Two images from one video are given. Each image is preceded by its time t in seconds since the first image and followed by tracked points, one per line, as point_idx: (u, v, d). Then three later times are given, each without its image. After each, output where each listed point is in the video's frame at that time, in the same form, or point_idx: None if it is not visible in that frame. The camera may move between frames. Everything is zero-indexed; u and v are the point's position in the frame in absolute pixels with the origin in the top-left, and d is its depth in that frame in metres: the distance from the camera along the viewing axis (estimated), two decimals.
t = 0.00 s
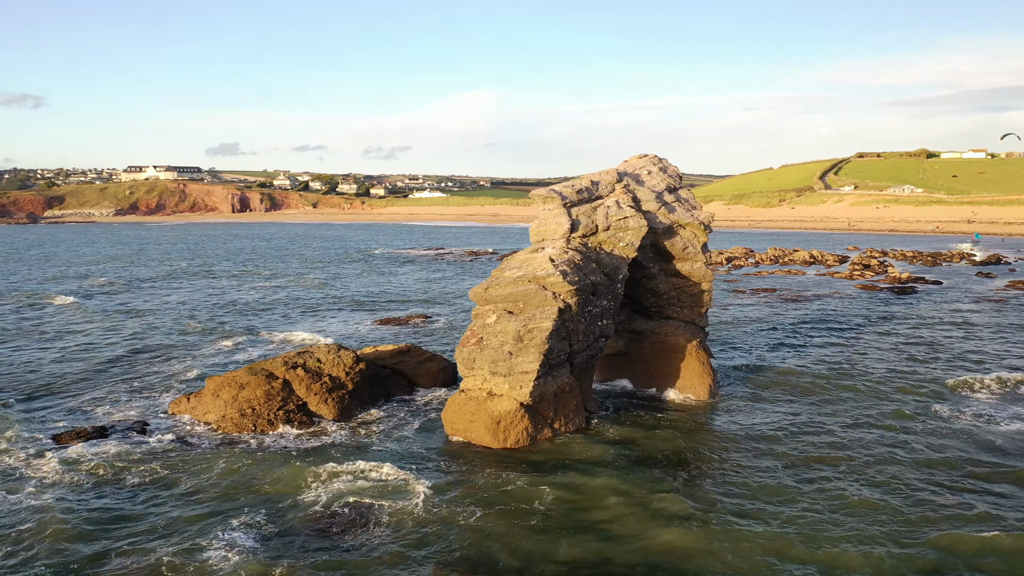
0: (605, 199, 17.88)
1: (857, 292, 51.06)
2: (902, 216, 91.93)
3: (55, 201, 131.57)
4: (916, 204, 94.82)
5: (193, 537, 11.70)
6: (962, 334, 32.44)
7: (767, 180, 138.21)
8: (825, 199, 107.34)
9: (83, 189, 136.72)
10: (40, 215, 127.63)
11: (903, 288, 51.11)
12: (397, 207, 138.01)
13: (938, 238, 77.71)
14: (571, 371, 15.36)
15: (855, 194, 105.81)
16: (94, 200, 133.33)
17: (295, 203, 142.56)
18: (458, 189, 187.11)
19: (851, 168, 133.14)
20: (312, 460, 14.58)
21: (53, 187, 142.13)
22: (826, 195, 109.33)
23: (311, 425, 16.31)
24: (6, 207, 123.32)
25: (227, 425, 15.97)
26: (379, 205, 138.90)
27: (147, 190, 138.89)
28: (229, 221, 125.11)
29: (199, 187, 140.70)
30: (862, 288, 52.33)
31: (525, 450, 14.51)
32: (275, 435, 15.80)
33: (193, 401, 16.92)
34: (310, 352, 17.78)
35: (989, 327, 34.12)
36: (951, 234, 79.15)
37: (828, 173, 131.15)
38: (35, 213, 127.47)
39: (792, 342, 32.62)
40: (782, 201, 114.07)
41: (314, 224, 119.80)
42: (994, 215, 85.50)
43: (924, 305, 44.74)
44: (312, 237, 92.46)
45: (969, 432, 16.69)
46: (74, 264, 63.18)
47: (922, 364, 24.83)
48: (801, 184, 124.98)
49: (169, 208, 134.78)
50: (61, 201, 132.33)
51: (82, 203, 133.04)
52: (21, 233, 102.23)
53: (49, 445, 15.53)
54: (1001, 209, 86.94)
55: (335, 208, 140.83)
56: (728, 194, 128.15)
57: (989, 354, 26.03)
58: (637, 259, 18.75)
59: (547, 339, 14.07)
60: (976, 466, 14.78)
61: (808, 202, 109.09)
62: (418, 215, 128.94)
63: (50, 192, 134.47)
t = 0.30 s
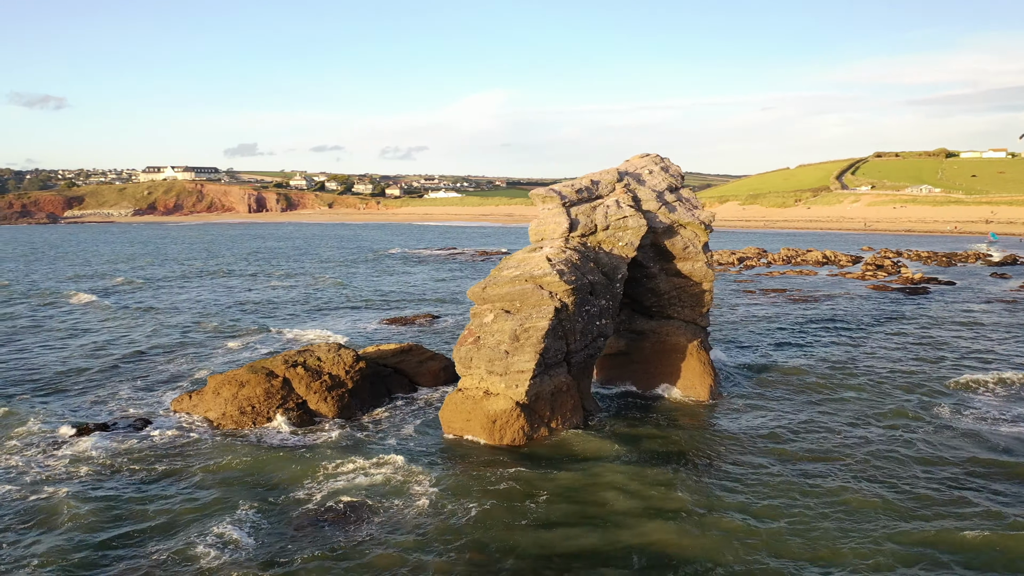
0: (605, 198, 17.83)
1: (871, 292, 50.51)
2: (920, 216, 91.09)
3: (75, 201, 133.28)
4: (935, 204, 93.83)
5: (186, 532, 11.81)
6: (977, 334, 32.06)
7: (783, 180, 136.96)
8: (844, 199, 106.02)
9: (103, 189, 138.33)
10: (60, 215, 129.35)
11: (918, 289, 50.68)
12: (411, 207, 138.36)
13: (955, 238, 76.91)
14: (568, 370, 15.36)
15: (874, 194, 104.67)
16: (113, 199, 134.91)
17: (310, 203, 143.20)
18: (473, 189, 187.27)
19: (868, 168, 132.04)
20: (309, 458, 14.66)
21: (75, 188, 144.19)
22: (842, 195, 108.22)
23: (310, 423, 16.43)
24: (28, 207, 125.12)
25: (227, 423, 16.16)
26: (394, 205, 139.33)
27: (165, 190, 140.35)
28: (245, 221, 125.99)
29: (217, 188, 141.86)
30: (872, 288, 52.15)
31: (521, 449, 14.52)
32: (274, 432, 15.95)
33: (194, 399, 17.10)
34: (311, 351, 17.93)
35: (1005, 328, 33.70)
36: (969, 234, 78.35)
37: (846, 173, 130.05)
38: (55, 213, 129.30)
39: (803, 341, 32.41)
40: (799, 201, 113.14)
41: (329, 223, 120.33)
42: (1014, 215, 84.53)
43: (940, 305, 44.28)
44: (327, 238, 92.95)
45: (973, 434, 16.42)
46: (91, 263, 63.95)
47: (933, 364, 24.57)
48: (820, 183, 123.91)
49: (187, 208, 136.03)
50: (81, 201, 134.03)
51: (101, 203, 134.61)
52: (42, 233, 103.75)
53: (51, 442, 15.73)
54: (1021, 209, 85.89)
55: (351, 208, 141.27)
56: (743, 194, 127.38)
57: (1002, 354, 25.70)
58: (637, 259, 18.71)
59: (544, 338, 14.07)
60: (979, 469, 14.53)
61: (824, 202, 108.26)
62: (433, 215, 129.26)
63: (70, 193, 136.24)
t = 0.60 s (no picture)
0: (605, 198, 17.79)
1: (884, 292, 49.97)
2: (938, 216, 90.25)
3: (94, 201, 134.70)
4: (953, 204, 92.84)
5: (180, 528, 11.93)
6: (991, 334, 31.64)
7: (799, 181, 135.99)
8: (860, 200, 105.29)
9: (121, 190, 139.72)
10: (79, 215, 130.81)
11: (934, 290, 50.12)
12: (426, 207, 138.54)
13: (973, 239, 75.96)
14: (565, 369, 15.38)
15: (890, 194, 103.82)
16: (132, 200, 136.27)
17: (326, 203, 143.63)
18: (488, 189, 187.41)
19: (885, 168, 130.74)
20: (306, 456, 14.72)
21: (95, 188, 145.88)
22: (859, 195, 107.55)
23: (309, 421, 16.56)
24: (47, 207, 126.66)
25: (227, 420, 16.36)
26: (409, 206, 139.53)
27: (182, 190, 141.58)
28: (268, 221, 126.80)
29: (234, 188, 142.84)
30: (884, 288, 51.75)
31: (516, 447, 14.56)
32: (273, 428, 16.10)
33: (195, 396, 17.31)
34: (311, 349, 18.05)
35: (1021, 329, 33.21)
36: (987, 235, 77.39)
37: (862, 173, 128.92)
38: (75, 214, 130.83)
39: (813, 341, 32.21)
40: (817, 200, 112.74)
41: (344, 223, 120.74)
42: None
43: (955, 305, 43.81)
44: (342, 238, 93.32)
45: (977, 439, 16.18)
46: (107, 262, 64.65)
47: (943, 365, 24.30)
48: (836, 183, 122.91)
49: (204, 208, 137.05)
50: (100, 201, 135.47)
51: (120, 203, 136.00)
52: (63, 232, 105.19)
53: (55, 439, 15.93)
54: None
55: (366, 208, 141.63)
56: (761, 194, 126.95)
57: (1016, 356, 25.33)
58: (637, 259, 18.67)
59: (540, 337, 14.09)
60: (983, 473, 14.28)
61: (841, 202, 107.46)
62: (448, 215, 129.36)
63: (90, 193, 137.78)
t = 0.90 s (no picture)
0: (605, 197, 17.76)
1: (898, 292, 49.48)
2: (954, 216, 89.45)
3: (113, 201, 136.44)
4: (970, 204, 91.89)
5: (175, 524, 12.09)
6: (1005, 335, 31.27)
7: (815, 181, 135.06)
8: (877, 199, 104.40)
9: (140, 190, 141.35)
10: (99, 215, 132.57)
11: (951, 291, 49.51)
12: (442, 207, 138.84)
13: (991, 240, 74.99)
14: (563, 368, 15.40)
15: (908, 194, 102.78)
16: (150, 200, 137.85)
17: (342, 203, 144.05)
18: (503, 189, 187.52)
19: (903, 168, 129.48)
20: (303, 454, 14.82)
21: (114, 189, 147.71)
22: (876, 195, 106.58)
23: (307, 419, 16.68)
24: (68, 207, 128.51)
25: (227, 417, 16.59)
26: (424, 206, 139.83)
27: (200, 191, 143.01)
28: (284, 221, 127.59)
29: (250, 188, 143.94)
30: (892, 288, 51.30)
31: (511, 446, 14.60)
32: (271, 425, 16.23)
33: (197, 393, 17.54)
34: (312, 347, 18.16)
35: None
36: (1006, 235, 76.41)
37: (880, 172, 127.71)
38: (94, 214, 132.65)
39: (824, 340, 32.03)
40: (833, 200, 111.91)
41: (359, 223, 121.25)
42: None
43: (969, 305, 43.47)
44: (357, 237, 93.74)
45: (981, 443, 15.95)
46: (124, 261, 65.47)
47: (954, 365, 24.06)
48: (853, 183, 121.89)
49: (221, 208, 138.33)
50: (118, 201, 137.22)
51: (138, 203, 137.56)
52: (83, 232, 106.85)
53: (59, 434, 16.15)
54: None
55: (381, 208, 142.06)
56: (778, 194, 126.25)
57: None
58: (637, 258, 18.66)
59: (536, 336, 14.11)
60: (985, 476, 14.07)
61: (858, 202, 106.60)
62: (462, 215, 129.47)
63: (109, 193, 139.62)
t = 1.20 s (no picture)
0: (604, 197, 17.74)
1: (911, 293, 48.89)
2: (972, 216, 88.49)
3: (132, 201, 137.93)
4: (988, 205, 90.93)
5: (170, 520, 12.24)
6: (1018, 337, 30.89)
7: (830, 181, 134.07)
8: (894, 199, 103.50)
9: (158, 190, 142.76)
10: (118, 215, 134.06)
11: (966, 292, 48.95)
12: (456, 207, 139.14)
13: (1009, 240, 74.13)
14: (560, 367, 15.41)
15: (925, 194, 101.81)
16: (167, 200, 139.28)
17: (357, 203, 144.05)
18: (517, 189, 187.63)
19: (920, 168, 128.21)
20: (300, 452, 14.91)
21: (133, 189, 149.29)
22: (894, 195, 105.66)
23: (306, 417, 16.84)
24: (86, 207, 130.12)
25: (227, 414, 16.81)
26: (439, 206, 140.07)
27: (216, 191, 144.22)
28: (300, 221, 128.41)
29: (266, 188, 144.92)
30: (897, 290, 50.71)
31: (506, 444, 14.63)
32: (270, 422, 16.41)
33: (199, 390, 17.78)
34: (313, 345, 18.29)
35: None
36: None
37: (896, 172, 126.53)
38: (113, 214, 134.22)
39: (833, 340, 31.82)
40: (852, 200, 111.26)
41: (375, 223, 121.74)
42: None
43: (984, 306, 43.00)
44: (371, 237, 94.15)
45: (985, 448, 15.71)
46: (140, 260, 66.18)
47: (963, 366, 23.82)
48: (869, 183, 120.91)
49: (238, 208, 139.36)
50: (137, 201, 138.71)
51: (156, 203, 138.97)
52: (103, 232, 108.26)
53: (62, 431, 16.38)
54: None
55: (396, 208, 142.36)
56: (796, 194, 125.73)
57: None
58: (637, 258, 18.63)
59: (532, 335, 14.13)
60: (988, 482, 13.84)
61: (874, 202, 105.75)
62: (477, 215, 129.28)
63: (128, 193, 141.21)
